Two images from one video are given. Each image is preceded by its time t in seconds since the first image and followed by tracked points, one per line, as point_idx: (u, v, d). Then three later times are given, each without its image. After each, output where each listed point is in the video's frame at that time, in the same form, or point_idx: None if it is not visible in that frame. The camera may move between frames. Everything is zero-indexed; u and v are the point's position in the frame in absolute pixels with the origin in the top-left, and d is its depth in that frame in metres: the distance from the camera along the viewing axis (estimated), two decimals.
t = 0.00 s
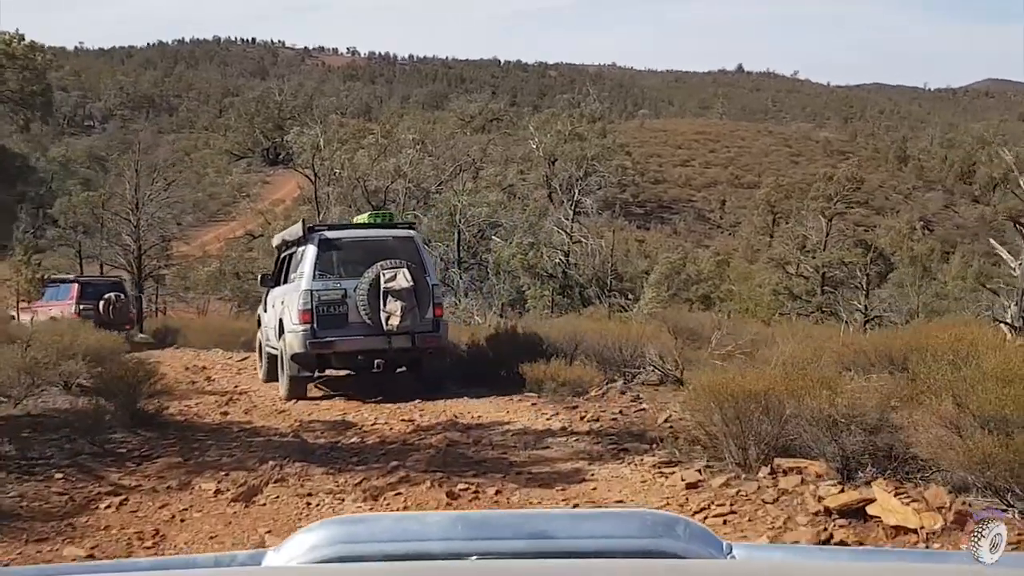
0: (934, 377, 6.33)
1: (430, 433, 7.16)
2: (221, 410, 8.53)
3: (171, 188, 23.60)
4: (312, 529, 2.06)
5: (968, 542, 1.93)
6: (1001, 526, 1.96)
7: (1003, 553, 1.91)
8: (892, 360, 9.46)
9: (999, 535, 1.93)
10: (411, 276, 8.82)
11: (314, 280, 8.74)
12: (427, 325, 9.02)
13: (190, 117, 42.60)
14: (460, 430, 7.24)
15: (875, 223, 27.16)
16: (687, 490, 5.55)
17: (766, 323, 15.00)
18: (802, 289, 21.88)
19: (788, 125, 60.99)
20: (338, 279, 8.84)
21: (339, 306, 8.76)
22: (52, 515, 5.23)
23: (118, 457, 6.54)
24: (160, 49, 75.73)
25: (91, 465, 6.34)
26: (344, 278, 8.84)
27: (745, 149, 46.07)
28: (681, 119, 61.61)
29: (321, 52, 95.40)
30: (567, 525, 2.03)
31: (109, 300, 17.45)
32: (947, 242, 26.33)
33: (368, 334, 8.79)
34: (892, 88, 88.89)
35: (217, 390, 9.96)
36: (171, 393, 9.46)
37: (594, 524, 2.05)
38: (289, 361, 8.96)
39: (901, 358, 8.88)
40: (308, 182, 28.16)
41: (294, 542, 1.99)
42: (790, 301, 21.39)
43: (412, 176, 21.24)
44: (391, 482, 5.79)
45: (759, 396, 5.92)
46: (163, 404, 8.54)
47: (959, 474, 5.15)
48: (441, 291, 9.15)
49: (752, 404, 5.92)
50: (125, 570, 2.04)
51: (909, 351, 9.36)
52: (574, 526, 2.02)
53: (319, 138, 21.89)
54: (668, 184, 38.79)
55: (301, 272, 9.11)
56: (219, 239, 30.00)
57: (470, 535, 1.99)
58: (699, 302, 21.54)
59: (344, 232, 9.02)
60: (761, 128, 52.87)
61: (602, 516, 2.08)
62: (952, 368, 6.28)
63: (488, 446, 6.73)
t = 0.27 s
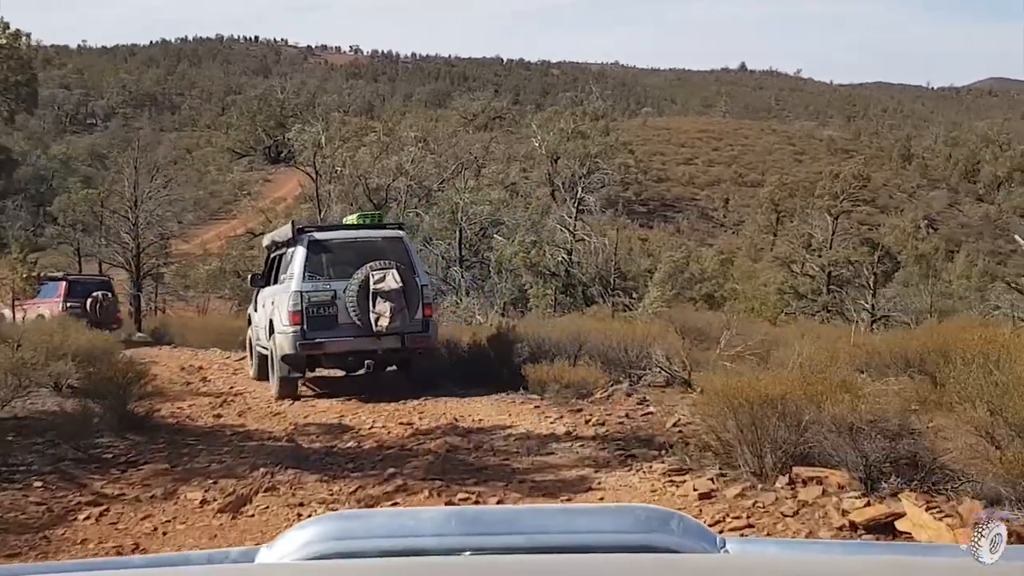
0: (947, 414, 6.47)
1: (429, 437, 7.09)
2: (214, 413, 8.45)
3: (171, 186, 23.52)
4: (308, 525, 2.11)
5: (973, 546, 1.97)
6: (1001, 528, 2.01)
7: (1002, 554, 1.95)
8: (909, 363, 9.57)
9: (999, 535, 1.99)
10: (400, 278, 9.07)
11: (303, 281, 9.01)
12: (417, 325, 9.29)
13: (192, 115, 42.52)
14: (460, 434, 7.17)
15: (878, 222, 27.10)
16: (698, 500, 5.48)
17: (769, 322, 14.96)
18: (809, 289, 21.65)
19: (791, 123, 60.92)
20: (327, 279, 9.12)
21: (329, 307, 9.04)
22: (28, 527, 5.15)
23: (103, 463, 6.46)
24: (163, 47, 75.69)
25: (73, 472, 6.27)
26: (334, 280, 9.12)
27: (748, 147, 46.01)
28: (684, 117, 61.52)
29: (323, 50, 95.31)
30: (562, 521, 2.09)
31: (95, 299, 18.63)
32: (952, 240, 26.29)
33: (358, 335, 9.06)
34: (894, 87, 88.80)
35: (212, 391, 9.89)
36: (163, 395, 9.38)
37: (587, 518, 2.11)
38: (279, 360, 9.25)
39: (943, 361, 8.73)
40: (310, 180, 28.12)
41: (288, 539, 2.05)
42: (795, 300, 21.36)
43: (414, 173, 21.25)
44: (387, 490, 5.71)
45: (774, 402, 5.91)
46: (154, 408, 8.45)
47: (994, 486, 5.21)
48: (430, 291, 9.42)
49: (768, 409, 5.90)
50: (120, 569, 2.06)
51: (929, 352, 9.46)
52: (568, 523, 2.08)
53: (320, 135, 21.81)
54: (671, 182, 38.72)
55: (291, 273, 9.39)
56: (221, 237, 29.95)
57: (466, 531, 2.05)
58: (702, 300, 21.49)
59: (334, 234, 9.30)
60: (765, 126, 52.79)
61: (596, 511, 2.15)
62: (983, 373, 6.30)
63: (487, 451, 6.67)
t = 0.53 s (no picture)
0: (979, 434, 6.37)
1: (428, 447, 7.00)
2: (207, 419, 8.36)
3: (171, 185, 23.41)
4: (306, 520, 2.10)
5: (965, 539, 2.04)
6: (998, 528, 2.06)
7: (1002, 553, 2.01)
8: (929, 368, 9.50)
9: (998, 535, 2.03)
10: (391, 276, 9.16)
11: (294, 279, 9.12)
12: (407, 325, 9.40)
13: (194, 114, 42.46)
14: (460, 443, 7.09)
15: (882, 220, 27.03)
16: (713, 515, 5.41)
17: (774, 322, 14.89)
18: (814, 288, 21.53)
19: (794, 121, 60.82)
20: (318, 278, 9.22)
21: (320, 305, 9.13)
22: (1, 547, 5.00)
23: (81, 480, 6.29)
24: (165, 48, 75.58)
25: (52, 487, 6.14)
26: (325, 278, 9.22)
27: (751, 145, 45.92)
28: (687, 115, 61.41)
29: (324, 49, 95.18)
30: (561, 517, 2.08)
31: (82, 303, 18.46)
32: (956, 238, 26.24)
33: (349, 333, 9.16)
34: (896, 85, 88.72)
35: (207, 396, 9.79)
36: (154, 400, 9.27)
37: (586, 515, 2.10)
38: (270, 359, 9.34)
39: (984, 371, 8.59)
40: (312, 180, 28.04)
41: (283, 535, 2.04)
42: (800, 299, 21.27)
43: (415, 173, 21.14)
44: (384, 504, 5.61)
45: (795, 415, 5.81)
46: (143, 415, 8.34)
47: None
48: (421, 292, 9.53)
49: (786, 423, 5.80)
50: (117, 562, 2.04)
51: (950, 358, 9.40)
52: (568, 519, 2.07)
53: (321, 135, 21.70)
54: (674, 181, 38.62)
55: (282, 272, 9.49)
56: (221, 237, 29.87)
57: (462, 528, 2.04)
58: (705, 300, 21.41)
59: (325, 234, 9.46)
60: (768, 125, 52.70)
61: (596, 508, 2.14)
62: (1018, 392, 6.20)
63: (487, 462, 6.57)
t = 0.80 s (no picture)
0: (1019, 468, 6.65)
1: (430, 457, 6.94)
2: (201, 426, 8.29)
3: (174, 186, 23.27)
4: (317, 489, 2.32)
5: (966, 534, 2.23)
6: (1000, 528, 2.26)
7: (1001, 555, 2.15)
8: (950, 372, 9.47)
9: (999, 541, 2.20)
10: (381, 273, 9.41)
11: (286, 275, 9.37)
12: (396, 324, 9.64)
13: (198, 115, 42.37)
14: (461, 453, 7.02)
15: (888, 217, 26.93)
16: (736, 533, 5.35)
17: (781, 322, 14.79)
18: (823, 286, 21.31)
19: (799, 119, 60.56)
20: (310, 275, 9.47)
21: (311, 301, 9.37)
22: None
23: (67, 492, 6.19)
24: (168, 48, 75.17)
25: (25, 504, 5.98)
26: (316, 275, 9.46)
27: (756, 143, 45.73)
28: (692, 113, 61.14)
29: (326, 48, 94.83)
30: (571, 489, 2.31)
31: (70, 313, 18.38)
32: (963, 235, 26.12)
33: (338, 330, 9.38)
34: (902, 82, 88.38)
35: (204, 402, 9.72)
36: (148, 408, 9.17)
37: (592, 488, 2.33)
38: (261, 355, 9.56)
39: (1022, 389, 8.55)
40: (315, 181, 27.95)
41: (297, 502, 2.25)
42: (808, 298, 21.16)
43: (419, 172, 21.02)
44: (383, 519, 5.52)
45: (819, 428, 5.99)
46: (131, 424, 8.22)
47: None
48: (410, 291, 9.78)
49: (812, 436, 5.95)
50: (140, 530, 2.23)
51: (973, 360, 9.36)
52: (578, 490, 2.31)
53: (324, 134, 21.57)
54: (679, 179, 38.44)
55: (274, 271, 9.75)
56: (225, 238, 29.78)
57: (469, 496, 2.26)
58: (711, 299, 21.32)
59: (318, 233, 9.77)
60: (773, 123, 52.48)
61: (601, 479, 2.37)
62: None
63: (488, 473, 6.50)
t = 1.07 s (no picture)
0: None
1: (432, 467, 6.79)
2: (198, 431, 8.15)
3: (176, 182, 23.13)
4: (334, 470, 2.20)
5: (972, 519, 2.24)
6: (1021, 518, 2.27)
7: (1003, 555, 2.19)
8: (976, 385, 9.35)
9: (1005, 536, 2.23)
10: (375, 274, 9.34)
11: (280, 277, 9.30)
12: (390, 324, 9.60)
13: (202, 112, 42.34)
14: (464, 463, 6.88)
15: (893, 222, 26.82)
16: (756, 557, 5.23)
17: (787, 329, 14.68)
18: (830, 293, 21.29)
19: (803, 123, 60.51)
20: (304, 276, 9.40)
21: (306, 302, 9.30)
22: None
23: (53, 497, 6.07)
24: (173, 45, 75.13)
25: None
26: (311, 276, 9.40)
27: (760, 147, 45.66)
28: (696, 116, 61.08)
29: (330, 47, 94.76)
30: (593, 466, 2.23)
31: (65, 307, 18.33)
32: (968, 242, 26.03)
33: (333, 331, 9.34)
34: (906, 89, 88.45)
35: (202, 404, 9.57)
36: (142, 410, 9.01)
37: (615, 463, 2.26)
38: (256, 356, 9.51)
39: None
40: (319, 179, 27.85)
41: (316, 486, 2.13)
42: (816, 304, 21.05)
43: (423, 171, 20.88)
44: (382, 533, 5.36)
45: (853, 446, 6.08)
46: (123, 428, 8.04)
47: None
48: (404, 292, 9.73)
49: (845, 453, 6.04)
50: (142, 513, 2.07)
51: (1001, 372, 9.25)
52: (599, 467, 2.23)
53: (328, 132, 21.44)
54: (683, 182, 38.36)
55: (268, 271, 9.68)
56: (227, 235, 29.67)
57: (494, 477, 2.17)
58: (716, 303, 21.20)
59: (312, 233, 9.71)
60: (778, 127, 52.42)
61: (623, 456, 2.29)
62: None
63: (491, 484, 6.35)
